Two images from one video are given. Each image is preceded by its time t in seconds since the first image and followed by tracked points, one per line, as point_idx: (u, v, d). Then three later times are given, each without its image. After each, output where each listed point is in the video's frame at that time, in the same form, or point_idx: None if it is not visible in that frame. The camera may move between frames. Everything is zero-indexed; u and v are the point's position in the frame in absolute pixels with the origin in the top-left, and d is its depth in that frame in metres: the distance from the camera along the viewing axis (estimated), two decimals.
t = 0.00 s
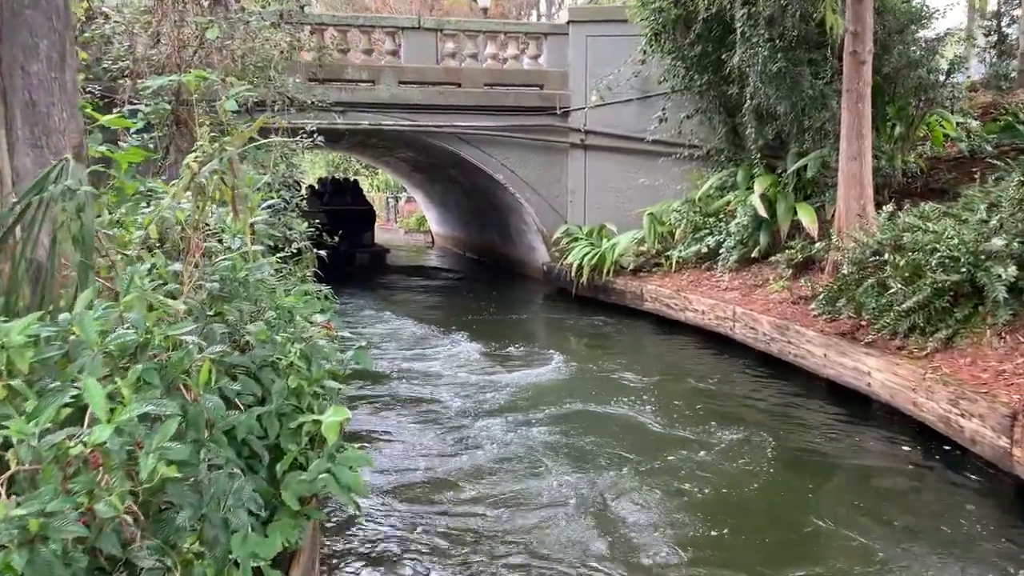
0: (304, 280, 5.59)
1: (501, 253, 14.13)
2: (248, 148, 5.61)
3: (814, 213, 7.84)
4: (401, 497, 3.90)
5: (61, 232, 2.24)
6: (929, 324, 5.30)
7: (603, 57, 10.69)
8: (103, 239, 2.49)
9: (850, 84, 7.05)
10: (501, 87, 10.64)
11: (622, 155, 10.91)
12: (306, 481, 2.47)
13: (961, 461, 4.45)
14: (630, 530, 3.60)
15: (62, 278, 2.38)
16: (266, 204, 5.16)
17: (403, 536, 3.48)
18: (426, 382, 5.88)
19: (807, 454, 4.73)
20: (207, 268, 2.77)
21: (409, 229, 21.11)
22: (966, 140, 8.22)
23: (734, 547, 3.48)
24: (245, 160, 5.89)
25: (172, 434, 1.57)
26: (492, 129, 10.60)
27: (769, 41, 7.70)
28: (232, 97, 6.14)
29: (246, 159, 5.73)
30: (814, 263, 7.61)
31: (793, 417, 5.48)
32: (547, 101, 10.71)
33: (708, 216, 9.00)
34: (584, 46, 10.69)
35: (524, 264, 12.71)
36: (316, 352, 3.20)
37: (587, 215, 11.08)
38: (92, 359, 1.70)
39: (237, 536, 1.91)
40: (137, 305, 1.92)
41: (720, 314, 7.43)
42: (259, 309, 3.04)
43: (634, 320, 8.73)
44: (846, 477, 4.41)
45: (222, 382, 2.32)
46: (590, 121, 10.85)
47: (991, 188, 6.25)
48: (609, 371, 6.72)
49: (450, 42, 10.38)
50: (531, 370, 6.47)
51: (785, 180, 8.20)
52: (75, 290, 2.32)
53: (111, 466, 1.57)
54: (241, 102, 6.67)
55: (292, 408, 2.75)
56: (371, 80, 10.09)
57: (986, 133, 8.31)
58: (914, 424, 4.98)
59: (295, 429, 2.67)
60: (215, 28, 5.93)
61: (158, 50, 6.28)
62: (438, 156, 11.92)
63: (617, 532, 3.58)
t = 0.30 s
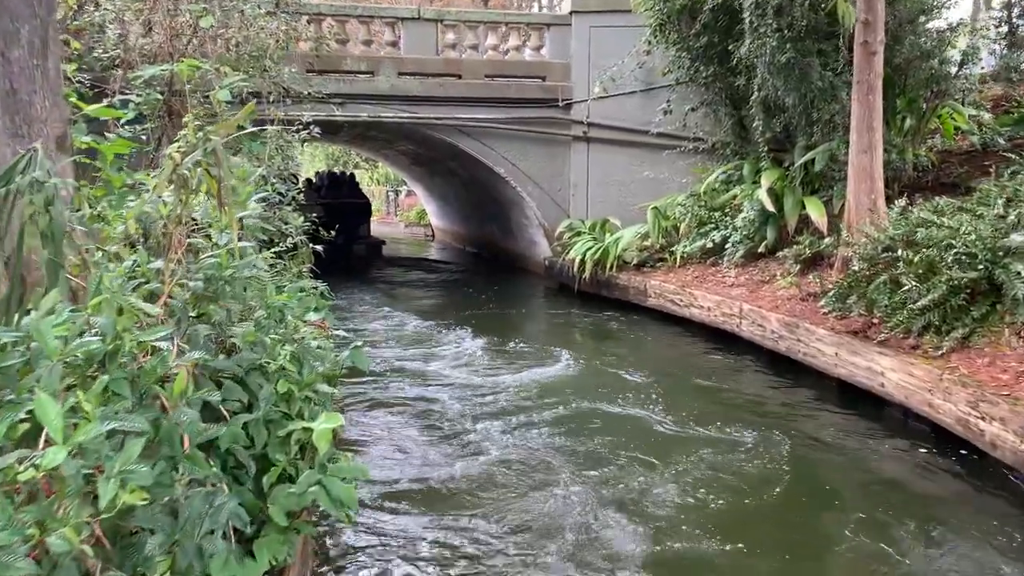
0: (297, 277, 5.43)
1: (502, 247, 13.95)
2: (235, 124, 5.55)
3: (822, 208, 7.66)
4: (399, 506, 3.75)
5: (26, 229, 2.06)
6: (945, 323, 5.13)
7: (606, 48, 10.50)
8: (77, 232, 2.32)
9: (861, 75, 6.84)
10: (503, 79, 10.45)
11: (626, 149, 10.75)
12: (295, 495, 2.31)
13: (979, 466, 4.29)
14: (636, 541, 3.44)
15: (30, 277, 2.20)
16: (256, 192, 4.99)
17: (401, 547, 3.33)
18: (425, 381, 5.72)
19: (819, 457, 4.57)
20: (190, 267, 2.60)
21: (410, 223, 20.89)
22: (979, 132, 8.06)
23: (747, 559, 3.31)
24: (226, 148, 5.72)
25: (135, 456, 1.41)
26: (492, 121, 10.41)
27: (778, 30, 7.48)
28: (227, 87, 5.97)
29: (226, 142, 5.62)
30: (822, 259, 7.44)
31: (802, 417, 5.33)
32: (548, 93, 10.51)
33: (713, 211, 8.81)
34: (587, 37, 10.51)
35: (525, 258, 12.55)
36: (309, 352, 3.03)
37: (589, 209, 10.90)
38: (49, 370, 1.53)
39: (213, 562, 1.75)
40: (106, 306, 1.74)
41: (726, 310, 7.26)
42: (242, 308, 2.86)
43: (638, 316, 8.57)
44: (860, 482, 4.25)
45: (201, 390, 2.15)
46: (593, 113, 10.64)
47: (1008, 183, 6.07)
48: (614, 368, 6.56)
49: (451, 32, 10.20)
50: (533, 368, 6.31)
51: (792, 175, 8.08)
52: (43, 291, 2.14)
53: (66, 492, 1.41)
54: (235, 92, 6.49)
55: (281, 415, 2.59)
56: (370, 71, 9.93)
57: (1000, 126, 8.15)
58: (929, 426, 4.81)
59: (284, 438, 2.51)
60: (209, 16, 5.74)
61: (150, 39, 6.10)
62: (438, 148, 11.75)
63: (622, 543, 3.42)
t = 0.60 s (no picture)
0: (289, 277, 5.26)
1: (501, 244, 13.78)
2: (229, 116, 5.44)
3: (828, 205, 7.50)
4: (395, 517, 3.60)
5: None
6: (959, 325, 4.98)
7: (608, 42, 10.35)
8: (43, 233, 2.15)
9: (870, 70, 6.67)
10: (502, 73, 10.29)
11: (625, 145, 10.54)
12: (279, 516, 2.15)
13: (997, 473, 4.14)
14: (643, 557, 3.29)
15: None
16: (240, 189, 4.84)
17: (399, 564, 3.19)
18: (422, 385, 5.55)
19: (831, 464, 4.41)
20: (169, 270, 2.42)
21: (407, 219, 20.68)
22: (988, 129, 7.95)
23: None
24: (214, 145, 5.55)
25: (84, 491, 1.24)
26: (492, 116, 10.23)
27: (784, 24, 7.31)
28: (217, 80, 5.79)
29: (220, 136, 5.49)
30: (829, 258, 7.28)
31: (811, 421, 5.17)
32: (548, 88, 10.36)
33: (716, 208, 8.62)
34: (588, 31, 10.36)
35: (525, 255, 12.38)
36: (300, 357, 2.87)
37: (590, 206, 10.75)
38: None
39: None
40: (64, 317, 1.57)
41: (731, 310, 7.10)
42: (225, 313, 2.69)
43: (639, 315, 8.41)
44: (874, 490, 4.10)
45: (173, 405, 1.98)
46: (594, 109, 10.49)
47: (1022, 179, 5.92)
48: (616, 369, 6.40)
49: (450, 26, 10.00)
50: (532, 370, 6.15)
51: (797, 171, 7.85)
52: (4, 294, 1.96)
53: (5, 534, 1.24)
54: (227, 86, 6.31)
55: (267, 427, 2.44)
56: (368, 65, 9.70)
57: (1009, 122, 8.04)
58: (943, 431, 4.66)
59: (269, 451, 2.36)
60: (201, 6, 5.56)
61: (139, 29, 5.91)
62: (436, 144, 11.57)
63: (630, 559, 3.26)
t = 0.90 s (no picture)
0: (282, 280, 5.08)
1: (501, 244, 13.60)
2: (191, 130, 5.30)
3: (836, 206, 7.34)
4: (392, 532, 3.43)
5: None
6: (975, 331, 4.81)
7: (610, 39, 10.18)
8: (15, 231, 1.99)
9: (880, 67, 6.50)
10: (503, 71, 10.13)
11: (627, 143, 10.39)
12: (260, 544, 1.99)
13: (1018, 486, 3.97)
14: None
15: None
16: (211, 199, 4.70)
17: None
18: (419, 390, 5.37)
19: (844, 475, 4.25)
20: (144, 277, 2.25)
21: (407, 218, 20.47)
22: (1000, 128, 7.80)
23: None
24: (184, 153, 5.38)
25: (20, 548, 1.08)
26: (491, 114, 10.05)
27: (791, 20, 7.11)
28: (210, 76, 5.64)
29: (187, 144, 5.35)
30: (837, 260, 7.12)
31: (821, 429, 5.00)
32: (549, 85, 10.19)
33: (721, 208, 8.45)
34: (590, 28, 10.19)
35: (525, 255, 12.21)
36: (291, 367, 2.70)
37: (591, 206, 10.57)
38: None
39: None
40: (11, 333, 1.39)
41: (736, 313, 6.93)
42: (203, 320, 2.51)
43: (642, 317, 8.24)
44: (890, 503, 3.93)
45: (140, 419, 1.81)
46: (595, 106, 10.31)
47: None
48: (619, 372, 6.24)
49: (449, 22, 9.88)
50: (532, 374, 5.99)
51: (805, 170, 7.76)
52: None
53: None
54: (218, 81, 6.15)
55: (250, 445, 2.27)
56: (366, 62, 9.57)
57: (1021, 121, 7.89)
58: (959, 440, 4.49)
59: (253, 472, 2.20)
60: None
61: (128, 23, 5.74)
62: (436, 142, 11.39)
63: None
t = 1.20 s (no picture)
0: (278, 282, 4.91)
1: (504, 243, 13.42)
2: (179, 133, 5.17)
3: (848, 206, 7.17)
4: (391, 549, 3.26)
5: None
6: (997, 337, 4.64)
7: (615, 37, 10.03)
8: None
9: (895, 64, 6.31)
10: (508, 68, 9.93)
11: (633, 143, 10.24)
12: None
13: None
14: None
15: None
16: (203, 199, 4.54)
17: None
18: (420, 396, 5.19)
19: (863, 489, 4.08)
20: (121, 284, 2.08)
21: (408, 218, 20.27)
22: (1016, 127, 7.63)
23: None
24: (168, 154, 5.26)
25: None
26: (495, 113, 9.88)
27: (802, 16, 6.92)
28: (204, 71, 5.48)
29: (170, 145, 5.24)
30: (848, 262, 6.95)
31: (837, 439, 4.83)
32: (552, 83, 10.00)
33: (729, 209, 8.27)
34: (594, 25, 9.99)
35: (528, 255, 12.03)
36: (283, 379, 2.54)
37: (595, 206, 10.40)
38: None
39: None
40: None
41: (746, 316, 6.76)
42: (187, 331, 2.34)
43: (649, 320, 8.07)
44: (912, 520, 3.76)
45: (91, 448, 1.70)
46: (600, 105, 10.14)
47: None
48: (626, 377, 6.07)
49: (451, 19, 9.61)
50: (537, 378, 5.81)
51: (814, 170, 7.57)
52: None
53: None
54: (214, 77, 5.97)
55: (235, 466, 2.11)
56: (367, 59, 9.41)
57: None
58: (981, 452, 4.32)
59: (238, 496, 2.03)
60: None
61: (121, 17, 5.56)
62: (438, 141, 11.21)
63: None
